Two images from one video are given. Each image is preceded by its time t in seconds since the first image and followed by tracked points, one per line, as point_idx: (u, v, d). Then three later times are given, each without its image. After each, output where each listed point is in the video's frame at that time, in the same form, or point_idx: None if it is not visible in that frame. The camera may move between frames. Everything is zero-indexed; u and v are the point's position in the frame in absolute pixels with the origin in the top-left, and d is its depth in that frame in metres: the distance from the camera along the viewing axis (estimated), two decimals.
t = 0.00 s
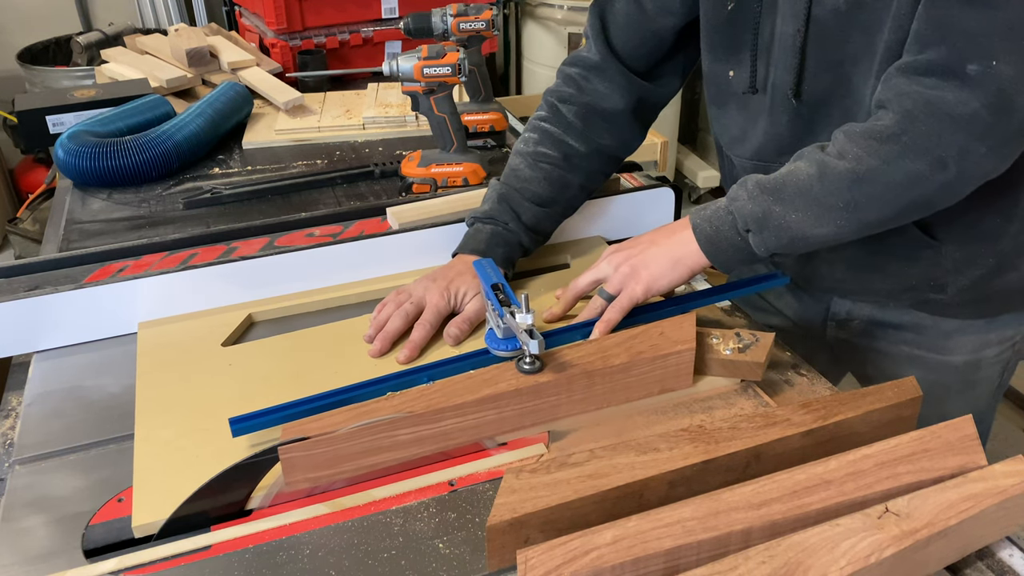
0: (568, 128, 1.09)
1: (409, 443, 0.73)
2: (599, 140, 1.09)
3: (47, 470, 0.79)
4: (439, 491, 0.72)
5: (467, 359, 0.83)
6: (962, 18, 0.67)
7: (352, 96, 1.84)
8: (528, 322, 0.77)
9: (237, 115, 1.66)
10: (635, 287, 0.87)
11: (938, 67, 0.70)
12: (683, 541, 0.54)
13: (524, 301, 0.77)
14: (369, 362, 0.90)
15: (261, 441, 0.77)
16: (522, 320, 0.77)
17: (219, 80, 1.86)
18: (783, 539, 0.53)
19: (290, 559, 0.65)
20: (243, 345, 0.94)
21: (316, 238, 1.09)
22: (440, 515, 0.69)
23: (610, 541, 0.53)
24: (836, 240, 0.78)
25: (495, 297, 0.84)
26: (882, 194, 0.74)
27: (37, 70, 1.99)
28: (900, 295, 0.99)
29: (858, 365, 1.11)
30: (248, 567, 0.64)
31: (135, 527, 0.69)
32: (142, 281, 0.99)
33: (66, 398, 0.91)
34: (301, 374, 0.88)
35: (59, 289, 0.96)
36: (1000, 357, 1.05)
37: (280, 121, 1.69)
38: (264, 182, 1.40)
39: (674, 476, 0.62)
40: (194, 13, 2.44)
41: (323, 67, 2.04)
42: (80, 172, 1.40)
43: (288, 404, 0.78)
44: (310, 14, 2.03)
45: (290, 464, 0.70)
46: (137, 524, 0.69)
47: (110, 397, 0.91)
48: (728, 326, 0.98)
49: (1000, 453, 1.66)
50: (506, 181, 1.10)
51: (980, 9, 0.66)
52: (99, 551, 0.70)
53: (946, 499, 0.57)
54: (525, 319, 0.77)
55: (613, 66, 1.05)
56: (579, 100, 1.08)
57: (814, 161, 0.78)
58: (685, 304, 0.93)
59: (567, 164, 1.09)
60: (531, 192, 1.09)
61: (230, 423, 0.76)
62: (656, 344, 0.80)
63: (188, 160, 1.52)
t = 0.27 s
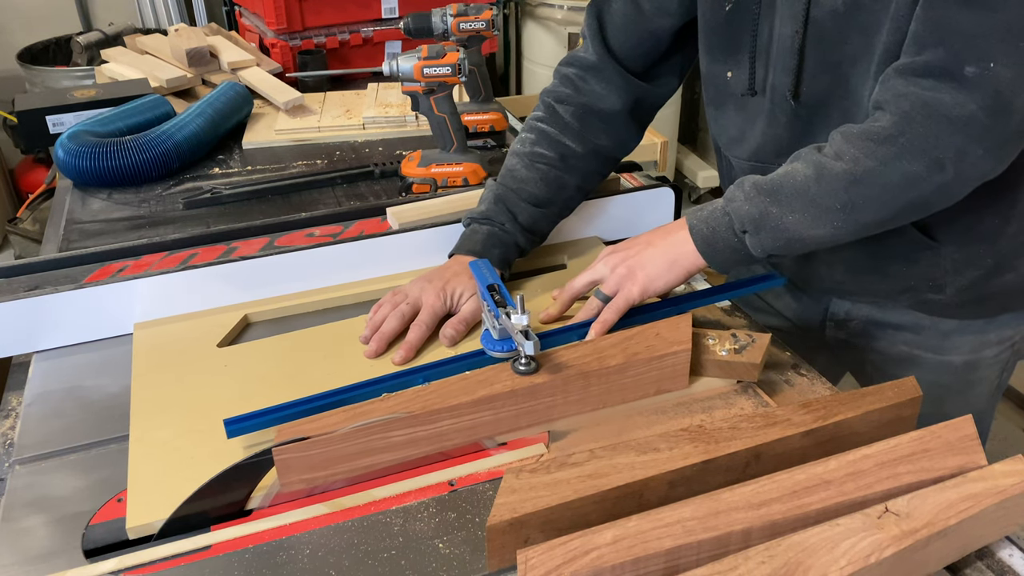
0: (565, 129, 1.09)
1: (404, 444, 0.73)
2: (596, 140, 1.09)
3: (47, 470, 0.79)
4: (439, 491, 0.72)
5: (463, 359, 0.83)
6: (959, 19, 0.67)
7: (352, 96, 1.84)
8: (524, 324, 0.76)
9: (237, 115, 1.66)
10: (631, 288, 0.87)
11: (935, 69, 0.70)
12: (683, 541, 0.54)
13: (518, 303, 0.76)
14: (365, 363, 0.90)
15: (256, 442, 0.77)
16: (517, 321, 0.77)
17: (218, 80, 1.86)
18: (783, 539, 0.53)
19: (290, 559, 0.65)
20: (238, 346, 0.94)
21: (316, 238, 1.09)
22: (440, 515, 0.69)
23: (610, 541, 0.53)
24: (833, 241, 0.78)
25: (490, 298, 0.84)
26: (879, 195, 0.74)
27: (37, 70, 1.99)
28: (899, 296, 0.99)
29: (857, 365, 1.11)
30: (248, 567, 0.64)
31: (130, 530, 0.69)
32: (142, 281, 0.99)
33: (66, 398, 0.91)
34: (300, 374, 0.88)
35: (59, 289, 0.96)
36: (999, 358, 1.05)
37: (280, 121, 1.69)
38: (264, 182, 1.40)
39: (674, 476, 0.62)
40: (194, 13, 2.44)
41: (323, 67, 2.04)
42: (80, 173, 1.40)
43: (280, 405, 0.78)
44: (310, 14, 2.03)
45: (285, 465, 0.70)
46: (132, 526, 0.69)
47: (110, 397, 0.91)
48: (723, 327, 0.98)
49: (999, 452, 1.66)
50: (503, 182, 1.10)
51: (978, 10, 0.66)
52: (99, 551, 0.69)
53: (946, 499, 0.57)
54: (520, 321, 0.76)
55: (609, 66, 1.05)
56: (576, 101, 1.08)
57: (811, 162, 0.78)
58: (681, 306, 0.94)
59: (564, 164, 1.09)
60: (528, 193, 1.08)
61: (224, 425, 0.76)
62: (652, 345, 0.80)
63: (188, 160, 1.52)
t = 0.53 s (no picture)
0: (562, 129, 1.08)
1: (401, 444, 0.73)
2: (592, 141, 1.09)
3: (47, 470, 0.79)
4: (439, 491, 0.72)
5: (459, 360, 0.83)
6: (958, 20, 0.67)
7: (352, 96, 1.84)
8: (518, 325, 0.77)
9: (237, 115, 1.66)
10: (626, 290, 0.87)
11: (933, 70, 0.69)
12: (683, 541, 0.54)
13: (514, 304, 0.78)
14: (359, 364, 0.90)
15: (248, 444, 0.77)
16: (511, 322, 0.78)
17: (219, 80, 1.86)
18: (783, 539, 0.53)
19: (290, 559, 0.65)
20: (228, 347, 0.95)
21: (316, 238, 1.09)
22: (440, 515, 0.69)
23: (610, 541, 0.53)
24: (829, 242, 0.78)
25: (486, 300, 0.84)
26: (876, 196, 0.74)
27: (37, 70, 1.99)
28: (898, 297, 0.99)
29: (856, 366, 1.11)
30: (248, 567, 0.64)
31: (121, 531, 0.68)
32: (142, 281, 0.99)
33: (65, 398, 0.91)
34: (299, 375, 0.88)
35: (58, 289, 0.96)
36: (998, 358, 1.05)
37: (280, 121, 1.69)
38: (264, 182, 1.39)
39: (674, 476, 0.62)
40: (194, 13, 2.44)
41: (324, 67, 2.05)
42: (80, 173, 1.40)
43: (269, 407, 0.78)
44: (310, 14, 2.03)
45: (278, 467, 0.70)
46: (123, 528, 0.68)
47: (110, 397, 0.91)
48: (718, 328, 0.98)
49: (1000, 452, 1.66)
50: (499, 183, 1.10)
51: (977, 11, 0.66)
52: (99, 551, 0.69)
53: (945, 499, 0.57)
54: (515, 321, 0.78)
55: (607, 67, 1.05)
56: (572, 102, 1.08)
57: (808, 163, 0.77)
58: (675, 308, 0.94)
59: (561, 165, 1.09)
60: (523, 194, 1.08)
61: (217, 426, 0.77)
62: (646, 346, 0.80)
63: (188, 160, 1.52)
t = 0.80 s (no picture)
0: (558, 130, 1.09)
1: (402, 444, 0.73)
2: (588, 142, 1.09)
3: (47, 470, 0.79)
4: (439, 491, 0.72)
5: (453, 361, 0.83)
6: (953, 21, 0.66)
7: (352, 96, 1.84)
8: (512, 327, 0.76)
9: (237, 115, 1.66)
10: (620, 290, 0.87)
11: (929, 71, 0.69)
12: (683, 541, 0.54)
13: (506, 304, 0.76)
14: (352, 365, 0.90)
15: (241, 446, 0.77)
16: (505, 324, 0.76)
17: (219, 80, 1.86)
18: (783, 539, 0.54)
19: (290, 559, 0.65)
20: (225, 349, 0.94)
21: (316, 238, 1.09)
22: (440, 515, 0.69)
23: (610, 541, 0.53)
24: (824, 242, 0.78)
25: (479, 301, 0.83)
26: (870, 197, 0.74)
27: (37, 70, 1.99)
28: (898, 297, 0.99)
29: (855, 366, 1.11)
30: (248, 567, 0.64)
31: (113, 533, 0.68)
32: (142, 280, 0.99)
33: (65, 398, 0.91)
34: (297, 375, 0.88)
35: (58, 289, 0.96)
36: (997, 359, 1.05)
37: (280, 121, 1.69)
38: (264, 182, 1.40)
39: (674, 476, 0.62)
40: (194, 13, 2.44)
41: (324, 67, 2.05)
42: (80, 173, 1.40)
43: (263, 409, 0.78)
44: (310, 14, 2.03)
45: (270, 469, 0.70)
46: (115, 530, 0.68)
47: (110, 398, 0.91)
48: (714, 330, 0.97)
49: (1000, 451, 1.66)
50: (494, 184, 1.10)
51: (973, 12, 0.65)
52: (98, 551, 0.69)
53: (945, 499, 0.57)
54: (507, 323, 0.76)
55: (602, 68, 1.05)
56: (568, 103, 1.08)
57: (802, 163, 0.77)
58: (668, 309, 0.94)
59: (556, 166, 1.09)
60: (519, 195, 1.08)
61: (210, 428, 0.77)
62: (640, 348, 0.80)
63: (188, 160, 1.52)
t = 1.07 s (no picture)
0: (553, 131, 1.08)
1: (402, 445, 0.73)
2: (583, 143, 1.09)
3: (47, 470, 0.79)
4: (438, 491, 0.72)
5: (447, 363, 0.83)
6: (949, 23, 0.66)
7: (352, 96, 1.84)
8: (504, 328, 0.77)
9: (237, 115, 1.66)
10: (614, 292, 0.87)
11: (924, 72, 0.68)
12: (683, 541, 0.54)
13: (499, 305, 0.77)
14: (346, 367, 0.90)
15: (232, 448, 0.77)
16: (497, 326, 0.77)
17: (219, 80, 1.86)
18: (783, 539, 0.53)
19: (290, 559, 0.65)
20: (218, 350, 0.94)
21: (316, 238, 1.09)
22: (440, 514, 0.69)
23: (610, 541, 0.53)
24: (818, 245, 0.77)
25: (473, 302, 0.83)
26: (865, 199, 0.73)
27: (37, 70, 1.99)
28: (897, 299, 0.99)
29: (853, 367, 1.11)
30: (248, 567, 0.64)
31: (104, 534, 0.68)
32: (142, 280, 0.99)
33: (66, 398, 0.91)
34: (295, 376, 0.88)
35: (58, 289, 0.96)
36: (996, 358, 1.05)
37: (280, 121, 1.69)
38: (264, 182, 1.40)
39: (674, 476, 0.62)
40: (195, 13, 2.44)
41: (324, 67, 2.05)
42: (80, 173, 1.40)
43: (258, 410, 0.78)
44: (310, 14, 2.03)
45: (262, 471, 0.70)
46: (107, 531, 0.68)
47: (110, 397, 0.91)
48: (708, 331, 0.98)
49: (999, 450, 1.66)
50: (489, 185, 1.10)
51: (969, 14, 0.65)
52: (99, 551, 0.69)
53: (945, 498, 0.57)
54: (501, 325, 0.77)
55: (598, 69, 1.05)
56: (563, 103, 1.08)
57: (797, 165, 0.77)
58: (662, 311, 0.94)
59: (551, 167, 1.09)
60: (514, 196, 1.08)
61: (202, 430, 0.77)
62: (633, 349, 0.80)
63: (188, 160, 1.52)
